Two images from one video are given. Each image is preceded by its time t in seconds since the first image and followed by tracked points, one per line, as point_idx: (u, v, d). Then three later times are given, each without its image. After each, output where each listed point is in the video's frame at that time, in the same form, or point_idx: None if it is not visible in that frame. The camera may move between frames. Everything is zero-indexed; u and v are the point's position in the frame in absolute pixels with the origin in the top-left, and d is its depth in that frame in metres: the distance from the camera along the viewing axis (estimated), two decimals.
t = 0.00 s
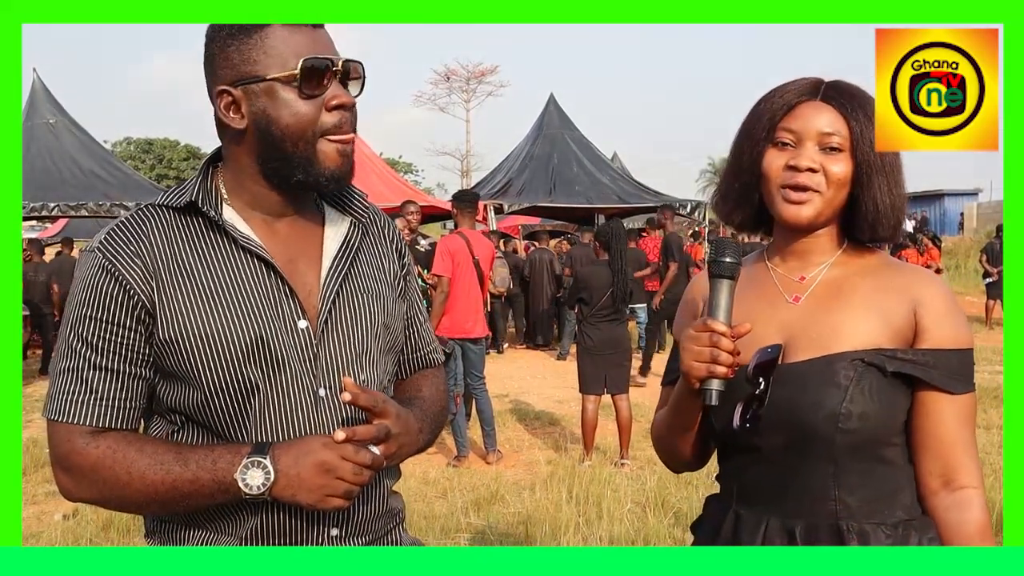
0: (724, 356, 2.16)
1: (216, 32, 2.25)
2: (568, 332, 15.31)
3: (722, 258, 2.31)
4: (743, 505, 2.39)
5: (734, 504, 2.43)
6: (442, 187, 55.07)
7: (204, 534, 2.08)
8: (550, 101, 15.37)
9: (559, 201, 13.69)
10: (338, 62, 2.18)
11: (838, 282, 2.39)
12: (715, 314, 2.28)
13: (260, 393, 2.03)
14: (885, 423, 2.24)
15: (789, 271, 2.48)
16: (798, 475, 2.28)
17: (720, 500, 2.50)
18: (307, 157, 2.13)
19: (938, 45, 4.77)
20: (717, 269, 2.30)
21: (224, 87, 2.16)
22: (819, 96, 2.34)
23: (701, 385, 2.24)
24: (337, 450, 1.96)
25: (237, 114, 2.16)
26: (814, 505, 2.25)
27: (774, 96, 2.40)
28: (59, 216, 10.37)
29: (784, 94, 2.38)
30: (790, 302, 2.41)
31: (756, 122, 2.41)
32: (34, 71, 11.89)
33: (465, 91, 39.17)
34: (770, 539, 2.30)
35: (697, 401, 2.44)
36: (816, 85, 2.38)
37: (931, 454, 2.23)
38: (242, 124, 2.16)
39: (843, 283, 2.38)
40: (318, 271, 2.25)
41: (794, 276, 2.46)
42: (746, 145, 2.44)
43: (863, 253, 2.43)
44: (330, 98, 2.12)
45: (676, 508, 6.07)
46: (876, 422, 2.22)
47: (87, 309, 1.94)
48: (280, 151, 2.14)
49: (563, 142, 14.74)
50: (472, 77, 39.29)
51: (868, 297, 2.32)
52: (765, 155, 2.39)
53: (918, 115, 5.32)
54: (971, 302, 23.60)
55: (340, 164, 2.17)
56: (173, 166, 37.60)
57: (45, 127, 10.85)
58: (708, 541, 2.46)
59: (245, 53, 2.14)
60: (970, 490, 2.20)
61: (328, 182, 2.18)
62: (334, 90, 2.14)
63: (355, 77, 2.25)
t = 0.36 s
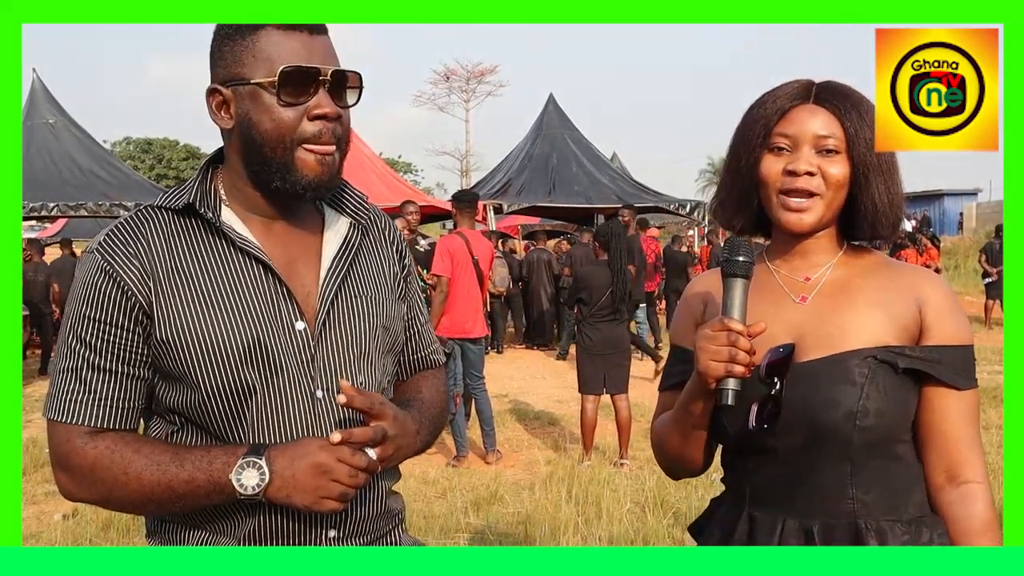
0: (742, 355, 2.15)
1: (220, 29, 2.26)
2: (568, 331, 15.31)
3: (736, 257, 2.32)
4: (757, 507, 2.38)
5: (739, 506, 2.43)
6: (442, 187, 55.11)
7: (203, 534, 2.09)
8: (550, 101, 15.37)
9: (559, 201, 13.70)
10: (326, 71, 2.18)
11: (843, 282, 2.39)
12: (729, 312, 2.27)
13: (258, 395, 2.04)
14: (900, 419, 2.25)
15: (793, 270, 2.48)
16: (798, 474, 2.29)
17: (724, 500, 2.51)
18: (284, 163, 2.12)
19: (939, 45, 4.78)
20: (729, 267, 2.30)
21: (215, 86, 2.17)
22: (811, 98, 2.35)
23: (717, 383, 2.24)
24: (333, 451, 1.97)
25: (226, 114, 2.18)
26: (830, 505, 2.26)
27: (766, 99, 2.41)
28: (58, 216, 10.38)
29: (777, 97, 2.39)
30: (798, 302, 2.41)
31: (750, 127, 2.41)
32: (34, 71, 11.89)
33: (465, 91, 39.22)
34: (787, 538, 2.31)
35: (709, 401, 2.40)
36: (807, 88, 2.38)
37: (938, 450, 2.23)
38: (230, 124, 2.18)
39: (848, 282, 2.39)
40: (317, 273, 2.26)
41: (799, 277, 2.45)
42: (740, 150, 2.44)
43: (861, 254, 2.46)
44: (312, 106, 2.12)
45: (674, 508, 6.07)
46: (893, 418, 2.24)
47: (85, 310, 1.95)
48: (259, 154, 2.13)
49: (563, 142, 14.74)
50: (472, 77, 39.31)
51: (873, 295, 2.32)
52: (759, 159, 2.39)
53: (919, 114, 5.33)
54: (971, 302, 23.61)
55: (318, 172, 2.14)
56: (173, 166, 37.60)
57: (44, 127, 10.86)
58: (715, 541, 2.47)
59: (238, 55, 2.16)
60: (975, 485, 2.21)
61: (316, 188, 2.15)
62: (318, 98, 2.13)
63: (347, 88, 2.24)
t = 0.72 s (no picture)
0: (734, 357, 2.16)
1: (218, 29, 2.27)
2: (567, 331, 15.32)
3: (728, 258, 2.34)
4: (752, 506, 2.38)
5: (736, 503, 2.44)
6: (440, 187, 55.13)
7: (200, 533, 2.09)
8: (549, 101, 15.33)
9: (558, 201, 13.70)
10: (322, 73, 2.17)
11: (841, 282, 2.39)
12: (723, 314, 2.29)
13: (256, 393, 2.04)
14: (893, 419, 2.25)
15: (791, 270, 2.48)
16: (795, 472, 2.30)
17: (721, 498, 2.52)
18: (280, 165, 2.12)
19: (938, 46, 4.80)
20: (722, 269, 2.33)
21: (211, 87, 2.18)
22: (793, 103, 2.34)
23: (711, 385, 2.25)
24: (329, 448, 1.97)
25: (223, 113, 2.18)
26: (823, 503, 2.27)
27: (755, 102, 2.40)
28: (58, 216, 10.37)
29: (763, 103, 2.38)
30: (795, 303, 2.42)
31: (738, 135, 2.42)
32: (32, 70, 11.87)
33: (464, 91, 39.29)
34: (779, 538, 2.31)
35: (705, 403, 2.42)
36: (789, 91, 2.37)
37: (934, 448, 2.23)
38: (226, 124, 2.18)
39: (845, 282, 2.39)
40: (314, 271, 2.26)
41: (798, 277, 2.46)
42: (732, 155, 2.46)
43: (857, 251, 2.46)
44: (307, 108, 2.11)
45: (673, 509, 6.07)
46: (885, 417, 2.24)
47: (84, 309, 1.95)
48: (254, 155, 2.14)
49: (562, 142, 14.71)
50: (470, 76, 39.33)
51: (870, 296, 2.33)
52: (750, 168, 2.41)
53: (918, 115, 5.34)
54: (971, 302, 23.62)
55: (313, 172, 2.14)
56: (173, 166, 37.60)
57: (44, 127, 10.84)
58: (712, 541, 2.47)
59: (232, 57, 2.16)
60: (970, 485, 2.20)
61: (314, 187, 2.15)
62: (314, 101, 2.13)
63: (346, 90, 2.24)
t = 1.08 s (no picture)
0: (725, 359, 2.18)
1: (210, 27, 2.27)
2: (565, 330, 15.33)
3: (718, 261, 2.34)
4: (746, 504, 2.39)
5: (730, 501, 2.44)
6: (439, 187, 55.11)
7: (194, 532, 2.09)
8: (547, 100, 15.31)
9: (556, 200, 13.70)
10: (312, 73, 2.17)
11: (830, 281, 2.39)
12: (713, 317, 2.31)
13: (250, 390, 2.04)
14: (885, 416, 2.25)
15: (780, 271, 2.49)
16: (788, 471, 2.30)
17: (715, 496, 2.52)
18: (270, 163, 2.12)
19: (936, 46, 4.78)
20: (712, 272, 2.33)
21: (202, 85, 2.17)
22: (759, 109, 2.36)
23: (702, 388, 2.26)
24: (324, 443, 1.97)
25: (213, 111, 2.18)
26: (817, 501, 2.27)
27: (731, 104, 2.42)
28: (55, 216, 10.37)
29: (734, 109, 2.40)
30: (785, 304, 2.42)
31: (712, 144, 2.45)
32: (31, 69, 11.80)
33: (462, 90, 39.29)
34: (774, 537, 2.31)
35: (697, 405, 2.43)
36: (760, 94, 2.38)
37: (926, 442, 2.25)
38: (217, 122, 2.18)
39: (834, 281, 2.39)
40: (307, 270, 2.26)
41: (786, 278, 2.46)
42: (708, 164, 2.50)
43: (842, 247, 2.46)
44: (298, 109, 2.12)
45: (671, 507, 6.07)
46: (876, 416, 2.24)
47: (77, 307, 1.95)
48: (245, 154, 2.13)
49: (560, 141, 14.69)
50: (469, 76, 39.31)
51: (860, 292, 2.33)
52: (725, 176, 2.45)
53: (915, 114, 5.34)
54: (969, 301, 23.62)
55: (306, 166, 2.14)
56: (171, 165, 37.54)
57: (42, 127, 10.80)
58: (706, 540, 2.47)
59: (223, 59, 2.16)
60: (962, 478, 2.22)
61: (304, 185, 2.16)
62: (304, 101, 2.13)
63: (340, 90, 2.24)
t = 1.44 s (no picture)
0: (713, 363, 2.19)
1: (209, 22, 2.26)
2: (564, 330, 15.33)
3: (706, 264, 2.34)
4: (736, 505, 2.38)
5: (721, 503, 2.43)
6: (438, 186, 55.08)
7: (185, 531, 2.08)
8: (546, 99, 15.29)
9: (554, 200, 13.70)
10: (303, 73, 2.16)
11: (820, 282, 2.39)
12: (701, 321, 2.31)
13: (243, 389, 2.03)
14: (874, 417, 2.26)
15: (768, 271, 2.49)
16: (780, 474, 2.29)
17: (707, 494, 2.52)
18: (258, 161, 2.11)
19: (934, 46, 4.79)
20: (700, 275, 2.33)
21: (193, 82, 2.16)
22: (754, 99, 2.36)
23: (691, 391, 2.26)
24: (314, 442, 1.96)
25: (203, 108, 2.17)
26: (807, 501, 2.26)
27: (725, 96, 2.43)
28: (53, 214, 10.36)
29: (728, 98, 2.41)
30: (773, 306, 2.42)
31: (704, 135, 2.46)
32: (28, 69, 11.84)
33: (461, 89, 39.28)
34: (765, 538, 2.31)
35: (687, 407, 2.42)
36: (757, 87, 2.39)
37: (915, 441, 2.26)
38: (207, 120, 2.17)
39: (823, 282, 2.39)
40: (300, 268, 2.25)
41: (775, 279, 2.46)
42: (700, 154, 2.50)
43: (831, 248, 2.46)
44: (287, 109, 2.10)
45: (670, 506, 6.07)
46: (865, 417, 2.25)
47: (68, 305, 1.94)
48: (234, 153, 2.13)
49: (559, 141, 14.68)
50: (468, 75, 39.28)
51: (849, 293, 2.33)
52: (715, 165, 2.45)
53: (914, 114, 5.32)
54: (967, 301, 23.61)
55: (294, 166, 2.13)
56: (170, 165, 37.50)
57: (40, 126, 10.84)
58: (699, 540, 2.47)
59: (219, 51, 2.16)
60: (952, 476, 2.23)
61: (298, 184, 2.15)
62: (293, 102, 2.12)
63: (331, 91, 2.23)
